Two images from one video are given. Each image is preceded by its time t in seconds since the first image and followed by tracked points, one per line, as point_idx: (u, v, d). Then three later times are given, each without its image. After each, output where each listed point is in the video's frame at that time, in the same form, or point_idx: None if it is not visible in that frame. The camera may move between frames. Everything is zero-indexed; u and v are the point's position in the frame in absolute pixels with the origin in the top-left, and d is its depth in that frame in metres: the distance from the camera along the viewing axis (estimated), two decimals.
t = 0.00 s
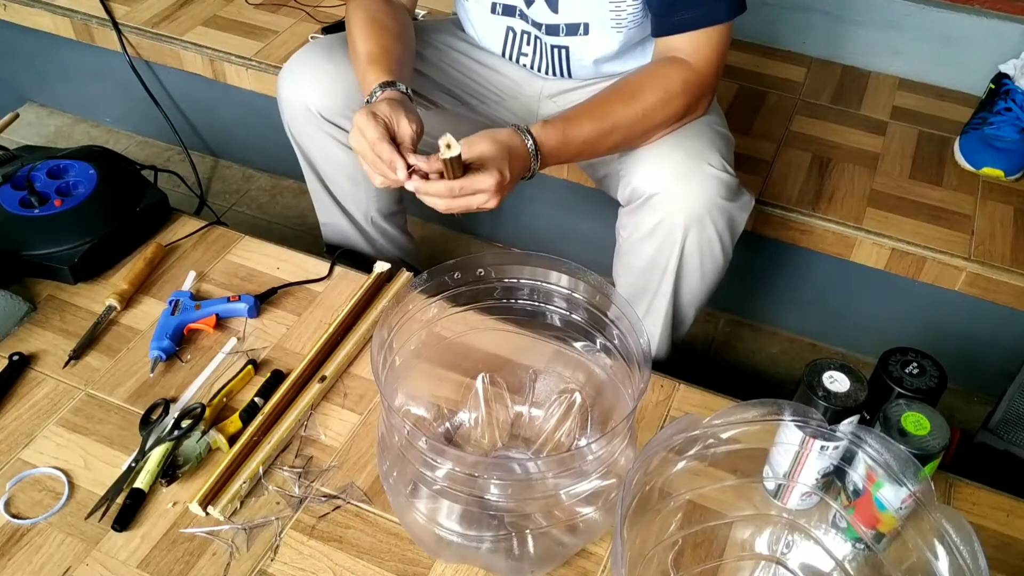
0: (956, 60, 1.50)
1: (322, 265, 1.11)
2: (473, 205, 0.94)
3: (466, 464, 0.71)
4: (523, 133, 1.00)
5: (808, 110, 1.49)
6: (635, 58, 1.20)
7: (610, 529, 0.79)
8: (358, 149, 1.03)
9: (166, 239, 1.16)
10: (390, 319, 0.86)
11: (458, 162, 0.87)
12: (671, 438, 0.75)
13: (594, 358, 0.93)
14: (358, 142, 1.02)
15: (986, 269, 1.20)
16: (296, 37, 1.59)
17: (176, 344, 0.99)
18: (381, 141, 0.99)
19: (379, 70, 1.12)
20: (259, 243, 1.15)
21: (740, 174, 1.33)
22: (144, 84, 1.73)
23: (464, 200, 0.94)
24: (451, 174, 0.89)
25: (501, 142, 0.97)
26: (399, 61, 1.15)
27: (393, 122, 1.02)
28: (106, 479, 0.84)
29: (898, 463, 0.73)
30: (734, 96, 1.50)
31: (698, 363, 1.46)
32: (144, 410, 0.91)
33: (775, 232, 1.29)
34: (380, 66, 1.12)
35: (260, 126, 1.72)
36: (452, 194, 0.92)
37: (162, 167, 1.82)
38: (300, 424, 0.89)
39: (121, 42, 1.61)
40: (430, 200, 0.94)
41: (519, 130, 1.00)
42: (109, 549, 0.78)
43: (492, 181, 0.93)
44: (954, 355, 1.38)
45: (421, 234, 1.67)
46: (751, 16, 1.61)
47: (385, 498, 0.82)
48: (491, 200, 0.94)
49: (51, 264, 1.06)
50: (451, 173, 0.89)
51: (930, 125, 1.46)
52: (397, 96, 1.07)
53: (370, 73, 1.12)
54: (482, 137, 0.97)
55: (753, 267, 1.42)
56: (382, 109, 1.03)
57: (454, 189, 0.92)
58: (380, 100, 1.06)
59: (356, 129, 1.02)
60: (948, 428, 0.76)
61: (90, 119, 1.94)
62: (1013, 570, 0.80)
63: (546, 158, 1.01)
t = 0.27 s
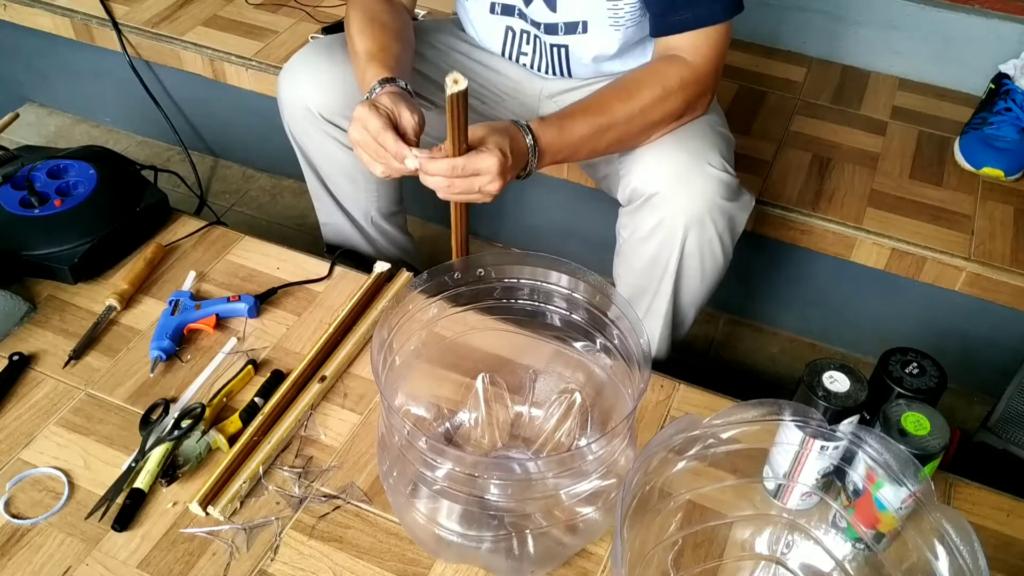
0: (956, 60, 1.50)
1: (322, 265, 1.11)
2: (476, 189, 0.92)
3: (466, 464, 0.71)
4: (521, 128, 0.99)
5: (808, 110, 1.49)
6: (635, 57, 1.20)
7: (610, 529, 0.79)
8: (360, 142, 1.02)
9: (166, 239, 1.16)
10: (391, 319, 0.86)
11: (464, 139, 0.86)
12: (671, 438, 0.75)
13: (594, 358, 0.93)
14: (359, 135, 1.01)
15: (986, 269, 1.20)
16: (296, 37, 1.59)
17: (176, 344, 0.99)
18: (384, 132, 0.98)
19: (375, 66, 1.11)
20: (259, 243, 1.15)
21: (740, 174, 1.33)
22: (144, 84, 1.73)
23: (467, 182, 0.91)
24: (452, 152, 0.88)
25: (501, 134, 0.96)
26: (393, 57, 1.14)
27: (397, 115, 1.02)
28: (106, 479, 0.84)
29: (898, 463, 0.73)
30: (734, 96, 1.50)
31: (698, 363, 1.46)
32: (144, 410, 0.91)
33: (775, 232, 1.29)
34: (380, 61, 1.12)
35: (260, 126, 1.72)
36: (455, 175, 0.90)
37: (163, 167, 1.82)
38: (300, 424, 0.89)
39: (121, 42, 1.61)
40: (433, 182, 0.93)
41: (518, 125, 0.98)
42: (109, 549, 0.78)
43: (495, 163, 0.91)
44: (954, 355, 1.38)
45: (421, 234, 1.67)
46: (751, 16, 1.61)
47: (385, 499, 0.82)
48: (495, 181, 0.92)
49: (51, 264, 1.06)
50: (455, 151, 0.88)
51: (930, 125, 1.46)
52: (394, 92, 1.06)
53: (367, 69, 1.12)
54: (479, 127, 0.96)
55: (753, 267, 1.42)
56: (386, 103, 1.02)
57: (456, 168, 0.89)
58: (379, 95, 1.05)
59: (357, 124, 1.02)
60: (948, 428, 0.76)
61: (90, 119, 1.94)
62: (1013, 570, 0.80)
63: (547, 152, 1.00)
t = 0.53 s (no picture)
0: (956, 60, 1.50)
1: (322, 265, 1.11)
2: (470, 188, 0.92)
3: (466, 464, 0.71)
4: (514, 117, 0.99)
5: (808, 109, 1.49)
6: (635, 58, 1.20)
7: (610, 529, 0.79)
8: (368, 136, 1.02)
9: (166, 239, 1.16)
10: (391, 319, 0.85)
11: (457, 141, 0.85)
12: (671, 438, 0.75)
13: (594, 358, 0.93)
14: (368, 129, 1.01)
15: (986, 269, 1.20)
16: (296, 37, 1.59)
17: (176, 344, 0.99)
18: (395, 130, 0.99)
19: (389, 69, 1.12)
20: (259, 243, 1.15)
21: (740, 174, 1.33)
22: (144, 84, 1.73)
23: (462, 182, 0.91)
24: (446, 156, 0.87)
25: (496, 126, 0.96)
26: (409, 59, 1.15)
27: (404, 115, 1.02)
28: (106, 479, 0.84)
29: (898, 463, 0.73)
30: (734, 96, 1.50)
31: (698, 363, 1.46)
32: (144, 410, 0.91)
33: (775, 232, 1.29)
34: (388, 62, 1.13)
35: (260, 126, 1.72)
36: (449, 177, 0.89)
37: (162, 167, 1.82)
38: (300, 424, 0.89)
39: (121, 42, 1.61)
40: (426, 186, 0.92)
41: (509, 115, 0.99)
42: (109, 549, 0.78)
43: (489, 160, 0.90)
44: (954, 355, 1.38)
45: (421, 234, 1.67)
46: (751, 16, 1.61)
47: (385, 498, 0.82)
48: (490, 179, 0.92)
49: (51, 264, 1.06)
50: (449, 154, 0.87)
51: (930, 125, 1.46)
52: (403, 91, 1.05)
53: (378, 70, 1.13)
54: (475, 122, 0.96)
55: (753, 267, 1.42)
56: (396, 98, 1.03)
57: (449, 171, 0.88)
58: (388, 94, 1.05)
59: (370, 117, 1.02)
60: (948, 428, 0.76)
61: (90, 119, 1.94)
62: (1013, 570, 0.80)
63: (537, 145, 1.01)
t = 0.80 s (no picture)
0: (956, 60, 1.50)
1: (322, 265, 1.11)
2: (472, 183, 0.92)
3: (466, 464, 0.71)
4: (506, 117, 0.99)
5: (808, 109, 1.49)
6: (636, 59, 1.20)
7: (610, 529, 0.79)
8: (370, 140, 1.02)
9: (166, 239, 1.16)
10: (391, 319, 0.86)
11: (458, 138, 0.85)
12: (671, 438, 0.75)
13: (594, 358, 0.93)
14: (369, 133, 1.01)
15: (986, 270, 1.20)
16: (296, 37, 1.59)
17: (176, 344, 0.99)
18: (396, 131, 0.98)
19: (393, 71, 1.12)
20: (259, 243, 1.15)
21: (740, 174, 1.33)
22: (144, 84, 1.73)
23: (464, 178, 0.91)
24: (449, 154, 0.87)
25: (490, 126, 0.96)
26: (414, 61, 1.15)
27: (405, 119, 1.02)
28: (106, 479, 0.84)
29: (898, 463, 0.73)
30: (734, 96, 1.50)
31: (698, 363, 1.46)
32: (144, 410, 0.91)
33: (775, 232, 1.29)
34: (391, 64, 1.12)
35: (260, 126, 1.72)
36: (450, 176, 0.90)
37: (162, 167, 1.82)
38: (300, 424, 0.89)
39: (121, 42, 1.61)
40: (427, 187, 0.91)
41: (502, 117, 0.99)
42: (109, 549, 0.78)
43: (488, 153, 0.91)
44: (954, 355, 1.38)
45: (421, 235, 1.67)
46: (751, 16, 1.61)
47: (385, 498, 0.82)
48: (491, 171, 0.92)
49: (51, 264, 1.06)
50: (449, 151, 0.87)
51: (930, 125, 1.46)
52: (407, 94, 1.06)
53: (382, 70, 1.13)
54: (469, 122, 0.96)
55: (753, 267, 1.42)
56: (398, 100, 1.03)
57: (450, 169, 0.88)
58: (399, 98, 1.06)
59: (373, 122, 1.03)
60: (948, 429, 0.76)
61: (90, 119, 1.94)
62: (1013, 569, 0.80)
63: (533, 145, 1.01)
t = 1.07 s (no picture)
0: (956, 60, 1.50)
1: (322, 265, 1.11)
2: (479, 166, 0.92)
3: (466, 464, 0.71)
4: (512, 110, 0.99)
5: (808, 110, 1.49)
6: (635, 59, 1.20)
7: (610, 529, 0.79)
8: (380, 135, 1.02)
9: (166, 239, 1.16)
10: (391, 319, 0.86)
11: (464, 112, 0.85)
12: (671, 438, 0.75)
13: (594, 358, 0.93)
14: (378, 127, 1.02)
15: (986, 270, 1.20)
16: (296, 37, 1.59)
17: (176, 344, 0.99)
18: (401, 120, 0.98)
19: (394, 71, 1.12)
20: (259, 243, 1.15)
21: (740, 174, 1.33)
22: (144, 84, 1.73)
23: (470, 160, 0.91)
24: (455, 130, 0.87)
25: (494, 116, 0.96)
26: (413, 61, 1.15)
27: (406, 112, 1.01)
28: (106, 479, 0.84)
29: (898, 463, 0.73)
30: (733, 96, 1.50)
31: (698, 363, 1.46)
32: (144, 410, 0.91)
33: (775, 232, 1.29)
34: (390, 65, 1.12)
35: (260, 126, 1.72)
36: (457, 157, 0.89)
37: (162, 167, 1.82)
38: (300, 424, 0.89)
39: (121, 42, 1.61)
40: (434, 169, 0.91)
41: (508, 109, 0.99)
42: (109, 549, 0.78)
43: (495, 135, 0.91)
44: (954, 355, 1.38)
45: (421, 235, 1.67)
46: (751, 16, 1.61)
47: (385, 499, 0.82)
48: (497, 154, 0.92)
49: (51, 264, 1.06)
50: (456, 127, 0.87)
51: (930, 125, 1.46)
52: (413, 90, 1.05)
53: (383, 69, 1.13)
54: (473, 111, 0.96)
55: (754, 267, 1.42)
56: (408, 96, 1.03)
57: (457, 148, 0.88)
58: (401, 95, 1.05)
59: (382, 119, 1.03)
60: (948, 428, 0.76)
61: (90, 119, 1.94)
62: (1013, 569, 0.80)
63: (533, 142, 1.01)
